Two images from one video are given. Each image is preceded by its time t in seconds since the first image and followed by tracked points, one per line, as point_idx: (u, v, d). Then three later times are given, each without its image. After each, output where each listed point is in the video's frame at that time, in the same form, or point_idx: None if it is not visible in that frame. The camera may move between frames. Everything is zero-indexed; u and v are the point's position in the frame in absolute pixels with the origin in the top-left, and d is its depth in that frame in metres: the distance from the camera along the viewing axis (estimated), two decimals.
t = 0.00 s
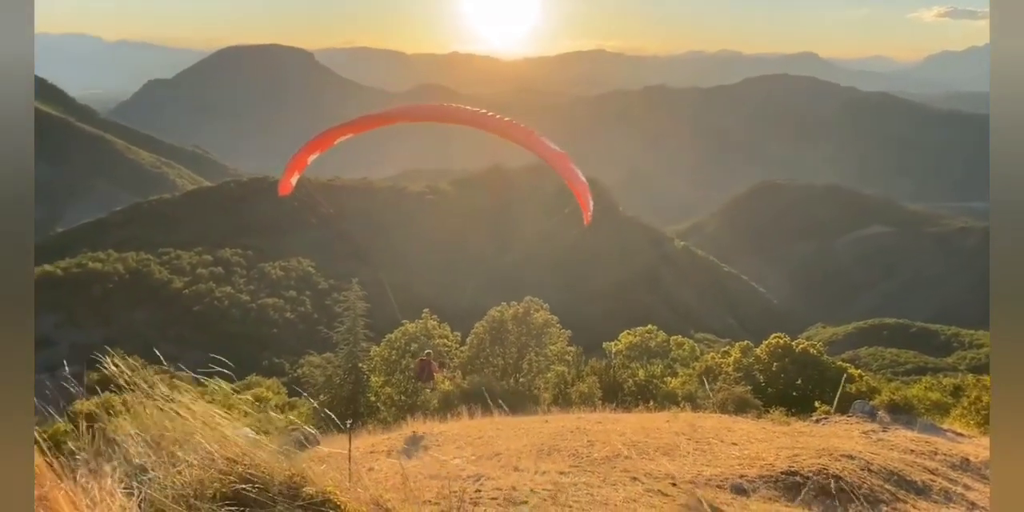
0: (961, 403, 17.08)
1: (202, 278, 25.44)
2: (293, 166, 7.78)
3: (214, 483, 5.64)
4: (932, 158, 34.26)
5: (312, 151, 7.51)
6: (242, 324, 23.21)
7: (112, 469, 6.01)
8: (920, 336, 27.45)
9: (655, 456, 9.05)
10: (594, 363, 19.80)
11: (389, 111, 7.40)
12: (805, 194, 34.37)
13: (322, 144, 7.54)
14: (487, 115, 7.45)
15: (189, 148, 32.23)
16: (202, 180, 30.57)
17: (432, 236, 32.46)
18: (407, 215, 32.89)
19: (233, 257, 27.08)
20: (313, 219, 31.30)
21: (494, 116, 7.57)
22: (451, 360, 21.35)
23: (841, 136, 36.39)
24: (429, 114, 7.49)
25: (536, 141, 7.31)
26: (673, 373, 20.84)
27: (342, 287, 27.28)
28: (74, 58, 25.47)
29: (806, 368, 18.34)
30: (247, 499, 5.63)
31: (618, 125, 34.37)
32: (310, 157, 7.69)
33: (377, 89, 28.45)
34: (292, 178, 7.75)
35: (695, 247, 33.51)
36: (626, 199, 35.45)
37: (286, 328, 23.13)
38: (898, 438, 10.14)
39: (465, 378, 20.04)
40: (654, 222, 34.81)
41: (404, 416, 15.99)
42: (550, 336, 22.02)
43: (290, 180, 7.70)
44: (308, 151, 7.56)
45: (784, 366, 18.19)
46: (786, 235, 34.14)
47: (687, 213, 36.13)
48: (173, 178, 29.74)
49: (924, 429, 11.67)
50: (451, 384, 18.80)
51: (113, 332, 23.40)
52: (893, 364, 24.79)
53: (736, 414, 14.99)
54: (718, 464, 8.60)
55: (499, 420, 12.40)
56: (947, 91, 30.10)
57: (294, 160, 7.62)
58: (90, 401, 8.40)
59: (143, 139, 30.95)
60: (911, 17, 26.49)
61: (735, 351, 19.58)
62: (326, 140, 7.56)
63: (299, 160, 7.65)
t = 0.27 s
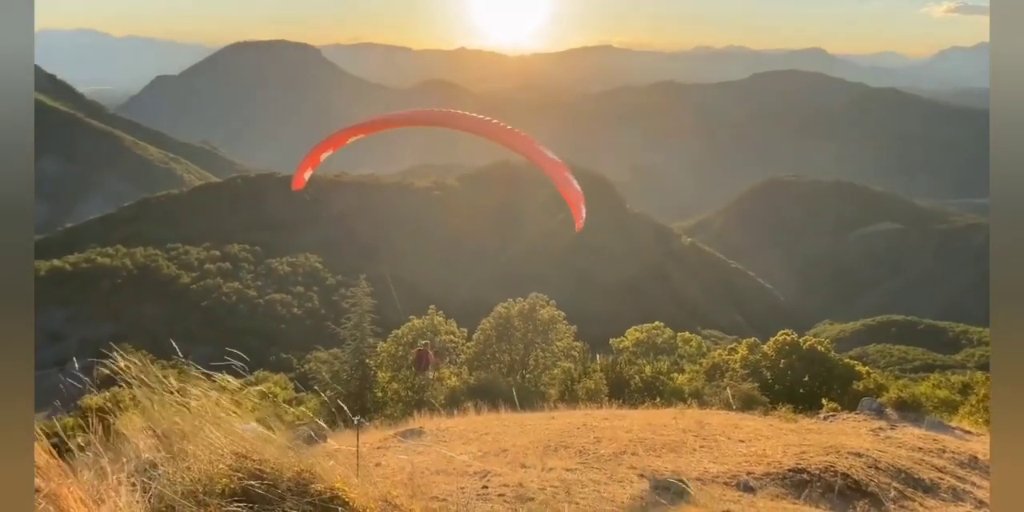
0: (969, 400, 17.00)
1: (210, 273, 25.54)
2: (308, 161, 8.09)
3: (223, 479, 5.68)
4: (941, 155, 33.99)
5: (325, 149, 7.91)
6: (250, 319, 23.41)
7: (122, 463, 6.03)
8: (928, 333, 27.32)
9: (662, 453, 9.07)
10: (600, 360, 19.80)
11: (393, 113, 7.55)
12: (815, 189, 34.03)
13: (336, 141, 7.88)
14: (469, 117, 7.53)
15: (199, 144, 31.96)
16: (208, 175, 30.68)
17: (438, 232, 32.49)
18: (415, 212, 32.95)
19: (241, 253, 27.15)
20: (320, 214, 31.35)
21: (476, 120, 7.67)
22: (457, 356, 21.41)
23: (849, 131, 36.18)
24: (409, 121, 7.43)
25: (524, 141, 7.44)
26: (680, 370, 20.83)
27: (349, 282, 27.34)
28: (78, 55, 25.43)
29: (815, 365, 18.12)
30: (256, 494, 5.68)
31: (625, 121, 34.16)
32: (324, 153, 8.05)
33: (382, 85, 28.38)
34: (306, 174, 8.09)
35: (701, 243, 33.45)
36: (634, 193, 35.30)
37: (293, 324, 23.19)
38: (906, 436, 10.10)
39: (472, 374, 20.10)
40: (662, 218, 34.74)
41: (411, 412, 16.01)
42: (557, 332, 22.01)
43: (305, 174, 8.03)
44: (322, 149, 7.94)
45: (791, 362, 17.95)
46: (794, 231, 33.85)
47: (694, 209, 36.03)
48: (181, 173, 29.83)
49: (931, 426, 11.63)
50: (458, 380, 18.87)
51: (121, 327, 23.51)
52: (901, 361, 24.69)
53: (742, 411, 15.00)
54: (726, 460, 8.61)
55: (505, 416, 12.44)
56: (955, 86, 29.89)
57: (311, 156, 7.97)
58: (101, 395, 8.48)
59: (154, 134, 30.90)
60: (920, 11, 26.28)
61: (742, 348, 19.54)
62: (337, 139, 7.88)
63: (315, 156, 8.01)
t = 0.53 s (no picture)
0: (977, 399, 16.93)
1: (216, 269, 25.58)
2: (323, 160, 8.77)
3: (230, 476, 5.66)
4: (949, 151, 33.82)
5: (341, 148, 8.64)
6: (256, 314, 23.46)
7: (130, 457, 6.04)
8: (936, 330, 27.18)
9: (667, 450, 9.05)
10: (606, 356, 19.79)
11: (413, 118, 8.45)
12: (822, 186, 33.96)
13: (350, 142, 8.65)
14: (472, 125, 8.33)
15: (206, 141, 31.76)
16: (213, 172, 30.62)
17: (445, 228, 32.48)
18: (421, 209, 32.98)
19: (247, 248, 27.12)
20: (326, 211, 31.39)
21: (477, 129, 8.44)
22: (463, 352, 21.42)
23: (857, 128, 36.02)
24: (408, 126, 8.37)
25: (526, 150, 8.16)
26: (686, 367, 20.80)
27: (355, 279, 27.38)
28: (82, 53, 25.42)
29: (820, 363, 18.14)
30: (264, 490, 5.68)
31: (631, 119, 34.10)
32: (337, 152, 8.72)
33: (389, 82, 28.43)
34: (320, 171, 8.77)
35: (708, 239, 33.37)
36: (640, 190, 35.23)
37: (299, 320, 23.21)
38: (913, 433, 10.09)
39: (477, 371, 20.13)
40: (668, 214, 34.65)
41: (417, 408, 16.04)
42: (564, 329, 21.89)
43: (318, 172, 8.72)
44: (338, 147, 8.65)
45: (797, 360, 17.99)
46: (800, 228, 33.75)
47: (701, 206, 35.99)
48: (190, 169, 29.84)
49: (939, 425, 11.58)
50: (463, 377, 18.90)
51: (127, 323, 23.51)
52: (908, 359, 24.61)
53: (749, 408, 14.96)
54: (731, 458, 8.59)
55: (512, 413, 12.42)
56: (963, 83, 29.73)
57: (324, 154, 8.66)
58: (107, 390, 8.48)
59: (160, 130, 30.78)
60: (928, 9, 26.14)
61: (748, 345, 19.51)
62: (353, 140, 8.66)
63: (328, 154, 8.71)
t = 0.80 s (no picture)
0: (984, 397, 16.86)
1: (222, 266, 25.61)
2: (336, 158, 9.12)
3: (238, 472, 5.73)
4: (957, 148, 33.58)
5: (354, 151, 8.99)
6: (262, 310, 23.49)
7: (137, 453, 6.03)
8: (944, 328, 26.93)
9: (673, 447, 9.04)
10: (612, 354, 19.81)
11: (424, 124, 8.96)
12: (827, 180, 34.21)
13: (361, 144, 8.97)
14: (479, 130, 8.92)
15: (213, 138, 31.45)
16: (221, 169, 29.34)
17: (449, 225, 32.52)
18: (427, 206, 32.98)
19: (253, 246, 27.30)
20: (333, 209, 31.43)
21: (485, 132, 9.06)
22: (468, 349, 21.41)
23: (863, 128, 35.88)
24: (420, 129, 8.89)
25: (527, 157, 8.68)
26: (692, 365, 20.76)
27: (360, 276, 27.43)
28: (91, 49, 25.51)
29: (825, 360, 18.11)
30: (271, 486, 5.72)
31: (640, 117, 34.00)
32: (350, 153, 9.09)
33: (392, 79, 28.30)
34: (334, 169, 9.19)
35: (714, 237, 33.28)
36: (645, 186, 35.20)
37: (305, 317, 23.22)
38: (920, 432, 10.05)
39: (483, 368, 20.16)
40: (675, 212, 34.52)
41: (423, 406, 16.03)
42: (570, 326, 21.89)
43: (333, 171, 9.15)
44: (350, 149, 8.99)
45: (803, 357, 17.96)
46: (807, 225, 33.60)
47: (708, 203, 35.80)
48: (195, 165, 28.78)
49: (946, 423, 11.55)
50: (469, 374, 18.93)
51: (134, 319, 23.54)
52: (915, 356, 24.47)
53: (755, 406, 14.94)
54: (737, 456, 8.58)
55: (516, 410, 12.43)
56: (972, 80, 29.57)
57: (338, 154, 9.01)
58: (115, 386, 8.52)
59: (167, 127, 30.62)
60: (936, 5, 26.05)
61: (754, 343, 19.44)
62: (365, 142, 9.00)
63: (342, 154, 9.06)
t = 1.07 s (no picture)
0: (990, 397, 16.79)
1: (228, 263, 25.69)
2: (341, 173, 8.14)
3: (244, 469, 5.70)
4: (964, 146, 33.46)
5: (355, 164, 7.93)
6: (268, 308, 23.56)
7: (142, 450, 6.00)
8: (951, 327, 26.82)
9: (678, 446, 9.02)
10: (617, 352, 19.84)
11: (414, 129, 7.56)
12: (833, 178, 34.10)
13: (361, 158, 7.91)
14: (476, 134, 7.41)
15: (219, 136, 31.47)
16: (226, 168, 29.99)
17: (453, 223, 32.60)
18: (431, 204, 33.05)
19: (259, 243, 27.40)
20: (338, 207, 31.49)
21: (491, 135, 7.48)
22: (473, 347, 21.43)
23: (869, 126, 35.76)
24: (413, 132, 7.41)
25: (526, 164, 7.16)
26: (696, 364, 20.75)
27: (365, 274, 27.50)
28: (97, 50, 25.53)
29: (831, 359, 18.08)
30: (276, 483, 5.68)
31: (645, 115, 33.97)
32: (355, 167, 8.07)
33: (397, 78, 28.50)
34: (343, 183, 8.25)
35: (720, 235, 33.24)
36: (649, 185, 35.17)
37: (311, 315, 23.28)
38: (925, 431, 10.04)
39: (487, 366, 20.20)
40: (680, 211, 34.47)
41: (428, 403, 16.07)
42: (575, 326, 22.14)
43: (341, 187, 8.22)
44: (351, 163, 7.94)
45: (808, 356, 17.93)
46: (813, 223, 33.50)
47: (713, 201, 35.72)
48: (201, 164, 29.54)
49: (952, 423, 11.54)
50: (473, 372, 18.98)
51: (141, 316, 23.54)
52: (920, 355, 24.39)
53: (760, 405, 14.94)
54: (743, 454, 8.57)
55: (520, 409, 12.45)
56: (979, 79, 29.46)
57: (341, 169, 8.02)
58: (121, 382, 8.50)
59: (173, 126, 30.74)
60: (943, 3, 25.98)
61: (759, 342, 19.43)
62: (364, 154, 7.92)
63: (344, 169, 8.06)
